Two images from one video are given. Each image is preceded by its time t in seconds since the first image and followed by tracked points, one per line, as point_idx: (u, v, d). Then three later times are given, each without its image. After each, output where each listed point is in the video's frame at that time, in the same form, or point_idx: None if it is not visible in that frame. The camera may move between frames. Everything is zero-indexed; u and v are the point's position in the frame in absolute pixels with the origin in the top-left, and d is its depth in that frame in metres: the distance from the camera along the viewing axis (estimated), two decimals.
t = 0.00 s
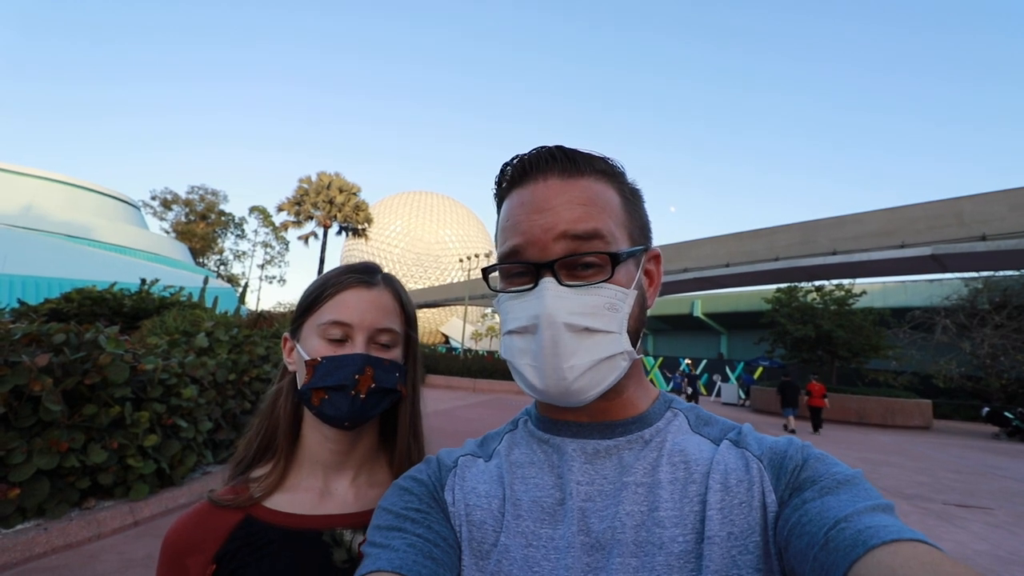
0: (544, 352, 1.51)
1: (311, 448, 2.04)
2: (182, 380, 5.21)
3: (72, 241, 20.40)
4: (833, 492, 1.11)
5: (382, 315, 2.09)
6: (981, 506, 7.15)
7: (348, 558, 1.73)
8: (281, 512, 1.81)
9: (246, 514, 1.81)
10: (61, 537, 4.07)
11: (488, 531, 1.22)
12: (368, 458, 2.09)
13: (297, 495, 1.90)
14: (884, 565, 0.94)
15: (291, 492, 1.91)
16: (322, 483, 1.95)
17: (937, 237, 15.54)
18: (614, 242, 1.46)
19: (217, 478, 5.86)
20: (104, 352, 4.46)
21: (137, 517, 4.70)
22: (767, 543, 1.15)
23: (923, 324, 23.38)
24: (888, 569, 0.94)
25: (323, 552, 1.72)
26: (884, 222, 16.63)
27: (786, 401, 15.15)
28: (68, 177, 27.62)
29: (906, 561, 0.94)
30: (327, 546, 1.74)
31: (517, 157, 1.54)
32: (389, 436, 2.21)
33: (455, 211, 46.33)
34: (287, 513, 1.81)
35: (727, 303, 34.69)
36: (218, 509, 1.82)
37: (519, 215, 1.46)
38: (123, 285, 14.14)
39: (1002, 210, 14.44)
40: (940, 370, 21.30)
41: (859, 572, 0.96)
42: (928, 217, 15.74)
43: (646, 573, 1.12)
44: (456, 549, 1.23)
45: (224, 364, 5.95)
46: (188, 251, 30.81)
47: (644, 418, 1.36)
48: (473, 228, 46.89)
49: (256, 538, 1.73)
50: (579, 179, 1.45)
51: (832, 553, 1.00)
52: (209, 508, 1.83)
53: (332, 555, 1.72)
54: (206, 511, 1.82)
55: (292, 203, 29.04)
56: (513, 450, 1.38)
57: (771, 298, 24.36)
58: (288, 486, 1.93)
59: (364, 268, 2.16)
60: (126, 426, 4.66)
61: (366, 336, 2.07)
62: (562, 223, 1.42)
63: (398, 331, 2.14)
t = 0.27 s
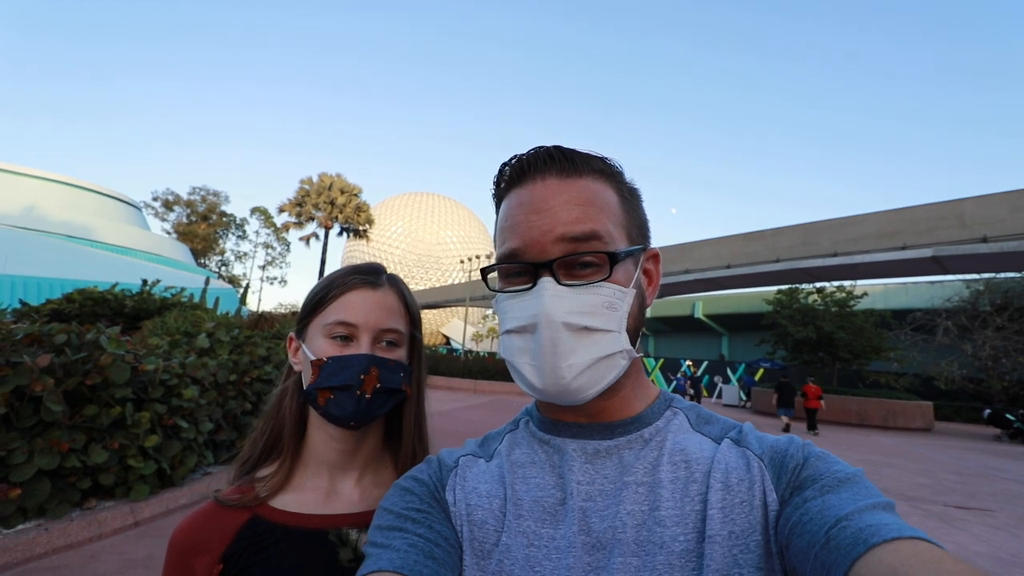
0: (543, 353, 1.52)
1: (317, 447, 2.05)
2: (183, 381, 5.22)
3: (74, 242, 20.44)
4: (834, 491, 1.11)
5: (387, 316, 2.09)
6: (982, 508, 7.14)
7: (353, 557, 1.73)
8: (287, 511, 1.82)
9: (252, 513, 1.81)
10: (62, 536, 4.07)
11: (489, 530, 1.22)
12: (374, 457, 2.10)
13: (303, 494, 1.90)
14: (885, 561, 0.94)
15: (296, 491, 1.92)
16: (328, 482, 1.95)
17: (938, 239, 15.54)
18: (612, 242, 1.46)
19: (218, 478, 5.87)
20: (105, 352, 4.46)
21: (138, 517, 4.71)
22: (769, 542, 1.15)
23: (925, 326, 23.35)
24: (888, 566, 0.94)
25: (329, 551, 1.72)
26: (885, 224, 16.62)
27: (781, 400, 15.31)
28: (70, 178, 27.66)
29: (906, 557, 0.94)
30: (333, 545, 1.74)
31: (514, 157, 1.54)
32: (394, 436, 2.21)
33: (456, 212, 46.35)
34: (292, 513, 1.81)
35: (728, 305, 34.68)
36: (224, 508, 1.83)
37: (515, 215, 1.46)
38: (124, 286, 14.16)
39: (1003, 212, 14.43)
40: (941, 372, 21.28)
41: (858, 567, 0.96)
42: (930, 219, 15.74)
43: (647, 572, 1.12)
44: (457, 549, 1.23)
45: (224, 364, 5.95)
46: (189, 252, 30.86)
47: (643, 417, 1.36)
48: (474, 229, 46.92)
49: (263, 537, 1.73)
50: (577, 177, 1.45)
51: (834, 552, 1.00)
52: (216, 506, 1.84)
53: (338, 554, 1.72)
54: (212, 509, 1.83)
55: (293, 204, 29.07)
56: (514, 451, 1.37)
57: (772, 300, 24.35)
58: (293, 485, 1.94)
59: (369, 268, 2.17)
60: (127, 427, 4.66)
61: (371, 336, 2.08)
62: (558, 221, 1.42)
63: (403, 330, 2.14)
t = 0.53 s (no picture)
0: (541, 349, 1.53)
1: (318, 444, 2.06)
2: (185, 378, 5.23)
3: (78, 240, 20.51)
4: (835, 486, 1.11)
5: (388, 313, 2.10)
6: (984, 510, 7.14)
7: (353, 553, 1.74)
8: (287, 506, 1.83)
9: (254, 508, 1.83)
10: (65, 533, 4.09)
11: (488, 522, 1.23)
12: (375, 454, 2.10)
13: (305, 490, 1.91)
14: (886, 556, 0.95)
15: (296, 487, 1.93)
16: (329, 479, 1.96)
17: (942, 240, 15.51)
18: (611, 239, 1.46)
19: (220, 475, 5.89)
20: (109, 350, 4.47)
21: (140, 514, 4.72)
22: (768, 537, 1.16)
23: (928, 328, 23.30)
24: (888, 560, 0.94)
25: (329, 547, 1.73)
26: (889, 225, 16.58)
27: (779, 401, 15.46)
28: (74, 177, 27.73)
29: (906, 552, 0.94)
30: (333, 541, 1.74)
31: (513, 155, 1.55)
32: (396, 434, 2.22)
33: (458, 212, 46.37)
34: (293, 509, 1.82)
35: (730, 305, 34.65)
36: (226, 503, 1.84)
37: (514, 212, 1.47)
38: (127, 284, 14.21)
39: (1008, 213, 14.40)
40: (945, 374, 21.23)
41: (858, 562, 0.97)
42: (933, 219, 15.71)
43: (646, 564, 1.12)
44: (455, 540, 1.23)
45: (227, 362, 5.97)
46: (192, 250, 30.92)
47: (644, 411, 1.37)
48: (476, 229, 46.94)
49: (264, 533, 1.75)
50: (576, 175, 1.46)
51: (834, 547, 1.00)
52: (217, 502, 1.85)
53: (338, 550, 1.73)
54: (214, 504, 1.84)
55: (295, 203, 29.12)
56: (513, 443, 1.38)
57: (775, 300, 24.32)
58: (294, 481, 1.95)
59: (370, 265, 2.17)
60: (130, 424, 4.67)
61: (371, 333, 2.09)
62: (557, 219, 1.43)
63: (404, 327, 2.15)
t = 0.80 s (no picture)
0: (540, 348, 1.53)
1: (318, 443, 2.06)
2: (189, 378, 5.25)
3: (83, 240, 20.63)
4: (833, 486, 1.11)
5: (388, 312, 2.11)
6: (989, 512, 7.10)
7: (353, 553, 1.74)
8: (288, 506, 1.83)
9: (256, 507, 1.83)
10: (69, 531, 4.11)
11: (486, 522, 1.23)
12: (376, 453, 2.11)
13: (306, 487, 1.92)
14: (884, 558, 0.95)
15: (297, 486, 1.94)
16: (330, 479, 1.96)
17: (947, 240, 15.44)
18: (610, 238, 1.46)
19: (224, 474, 5.91)
20: (113, 349, 4.50)
21: (144, 512, 4.74)
22: (768, 537, 1.16)
23: (933, 329, 23.19)
24: (887, 561, 0.94)
25: (330, 546, 1.73)
26: (893, 225, 16.52)
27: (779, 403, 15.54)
28: (80, 177, 27.88)
29: (904, 552, 0.94)
30: (334, 541, 1.75)
31: (513, 155, 1.55)
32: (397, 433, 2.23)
33: (462, 212, 46.40)
34: (294, 508, 1.83)
35: (733, 306, 34.57)
36: (227, 502, 1.85)
37: (514, 211, 1.48)
38: (132, 283, 14.28)
39: (1013, 213, 14.32)
40: (950, 375, 21.12)
41: (856, 564, 0.96)
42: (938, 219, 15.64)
43: (645, 566, 1.12)
44: (454, 540, 1.24)
45: (231, 362, 5.99)
46: (197, 250, 31.04)
47: (643, 412, 1.37)
48: (480, 229, 46.96)
49: (266, 532, 1.75)
50: (575, 175, 1.46)
51: (833, 547, 1.00)
52: (219, 501, 1.86)
53: (339, 550, 1.73)
54: (216, 503, 1.85)
55: (299, 203, 29.19)
56: (512, 443, 1.39)
57: (778, 301, 24.26)
58: (295, 480, 1.95)
59: (372, 265, 2.18)
60: (134, 423, 4.70)
61: (371, 332, 2.09)
62: (556, 218, 1.43)
63: (404, 327, 2.15)
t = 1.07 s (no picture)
0: (542, 347, 1.53)
1: (322, 441, 2.07)
2: (193, 378, 5.27)
3: (88, 241, 20.74)
4: (836, 487, 1.11)
5: (391, 309, 2.11)
6: (994, 511, 7.07)
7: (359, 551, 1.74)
8: (293, 503, 1.84)
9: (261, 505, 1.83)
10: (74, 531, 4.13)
11: (488, 524, 1.23)
12: (379, 452, 2.11)
13: (310, 486, 1.92)
14: (887, 558, 0.94)
15: (301, 484, 1.94)
16: (334, 477, 1.96)
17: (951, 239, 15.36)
18: (611, 237, 1.46)
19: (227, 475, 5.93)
20: (117, 350, 4.50)
21: (149, 513, 4.75)
22: (769, 538, 1.16)
23: (938, 327, 23.10)
24: (888, 562, 0.94)
25: (335, 545, 1.74)
26: (897, 223, 16.45)
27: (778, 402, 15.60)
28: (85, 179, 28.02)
29: (906, 553, 0.94)
30: (339, 540, 1.75)
31: (516, 154, 1.55)
32: (400, 431, 2.23)
33: (465, 212, 46.43)
34: (299, 506, 1.83)
35: (737, 305, 34.52)
36: (231, 499, 1.85)
37: (516, 209, 1.47)
38: (136, 284, 14.34)
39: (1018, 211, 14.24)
40: (955, 374, 21.04)
41: (859, 564, 0.96)
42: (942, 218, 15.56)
43: (647, 566, 1.12)
44: (456, 542, 1.24)
45: (234, 362, 6.01)
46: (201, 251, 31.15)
47: (645, 412, 1.37)
48: (482, 229, 46.98)
49: (270, 531, 1.75)
50: (578, 173, 1.46)
51: (835, 548, 1.00)
52: (222, 498, 1.86)
53: (344, 548, 1.74)
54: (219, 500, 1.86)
55: (302, 204, 29.25)
56: (514, 443, 1.39)
57: (782, 300, 24.21)
58: (299, 477, 1.95)
59: (374, 262, 2.18)
60: (139, 423, 4.71)
61: (374, 329, 2.09)
62: (558, 216, 1.43)
63: (407, 324, 2.15)
